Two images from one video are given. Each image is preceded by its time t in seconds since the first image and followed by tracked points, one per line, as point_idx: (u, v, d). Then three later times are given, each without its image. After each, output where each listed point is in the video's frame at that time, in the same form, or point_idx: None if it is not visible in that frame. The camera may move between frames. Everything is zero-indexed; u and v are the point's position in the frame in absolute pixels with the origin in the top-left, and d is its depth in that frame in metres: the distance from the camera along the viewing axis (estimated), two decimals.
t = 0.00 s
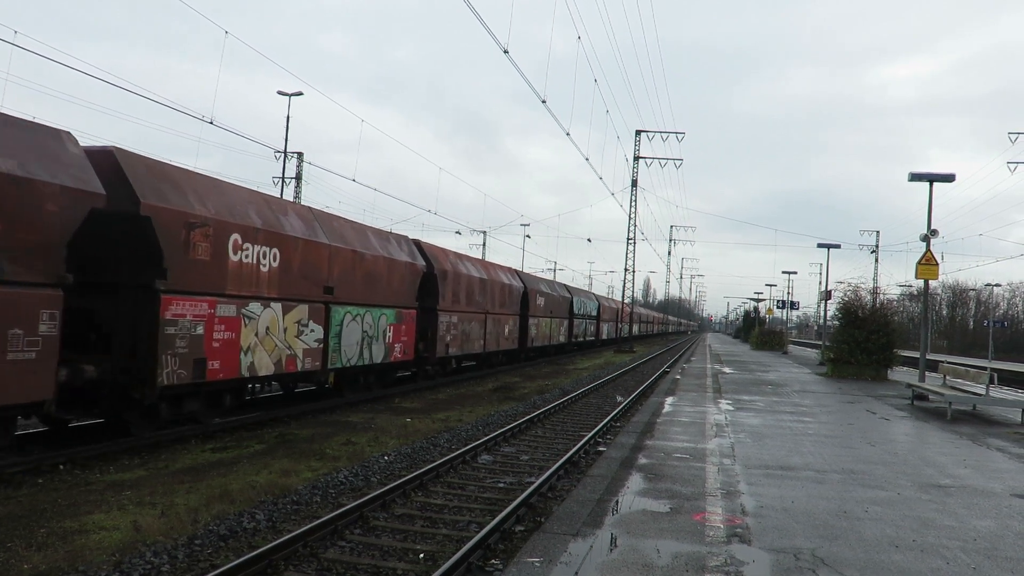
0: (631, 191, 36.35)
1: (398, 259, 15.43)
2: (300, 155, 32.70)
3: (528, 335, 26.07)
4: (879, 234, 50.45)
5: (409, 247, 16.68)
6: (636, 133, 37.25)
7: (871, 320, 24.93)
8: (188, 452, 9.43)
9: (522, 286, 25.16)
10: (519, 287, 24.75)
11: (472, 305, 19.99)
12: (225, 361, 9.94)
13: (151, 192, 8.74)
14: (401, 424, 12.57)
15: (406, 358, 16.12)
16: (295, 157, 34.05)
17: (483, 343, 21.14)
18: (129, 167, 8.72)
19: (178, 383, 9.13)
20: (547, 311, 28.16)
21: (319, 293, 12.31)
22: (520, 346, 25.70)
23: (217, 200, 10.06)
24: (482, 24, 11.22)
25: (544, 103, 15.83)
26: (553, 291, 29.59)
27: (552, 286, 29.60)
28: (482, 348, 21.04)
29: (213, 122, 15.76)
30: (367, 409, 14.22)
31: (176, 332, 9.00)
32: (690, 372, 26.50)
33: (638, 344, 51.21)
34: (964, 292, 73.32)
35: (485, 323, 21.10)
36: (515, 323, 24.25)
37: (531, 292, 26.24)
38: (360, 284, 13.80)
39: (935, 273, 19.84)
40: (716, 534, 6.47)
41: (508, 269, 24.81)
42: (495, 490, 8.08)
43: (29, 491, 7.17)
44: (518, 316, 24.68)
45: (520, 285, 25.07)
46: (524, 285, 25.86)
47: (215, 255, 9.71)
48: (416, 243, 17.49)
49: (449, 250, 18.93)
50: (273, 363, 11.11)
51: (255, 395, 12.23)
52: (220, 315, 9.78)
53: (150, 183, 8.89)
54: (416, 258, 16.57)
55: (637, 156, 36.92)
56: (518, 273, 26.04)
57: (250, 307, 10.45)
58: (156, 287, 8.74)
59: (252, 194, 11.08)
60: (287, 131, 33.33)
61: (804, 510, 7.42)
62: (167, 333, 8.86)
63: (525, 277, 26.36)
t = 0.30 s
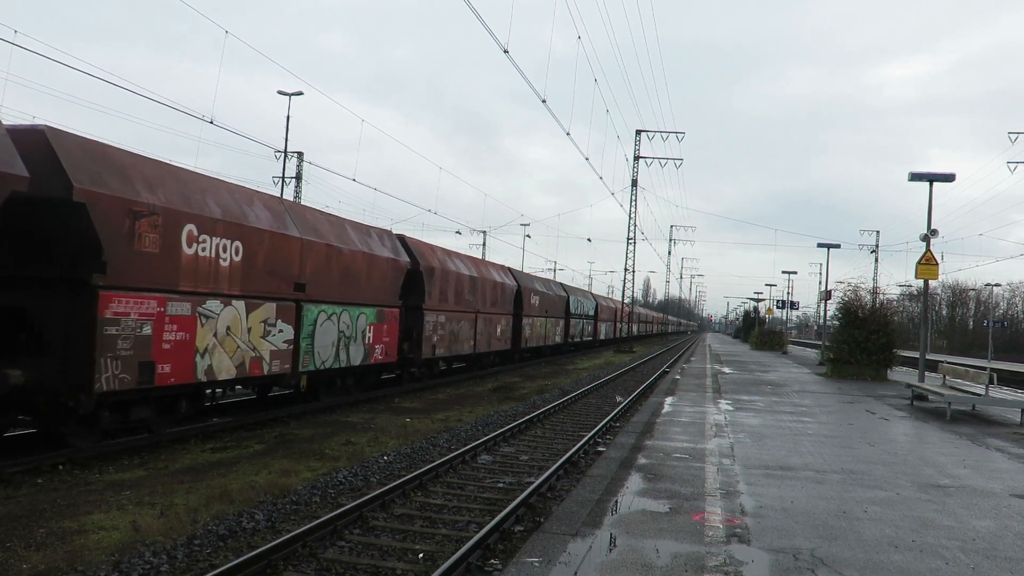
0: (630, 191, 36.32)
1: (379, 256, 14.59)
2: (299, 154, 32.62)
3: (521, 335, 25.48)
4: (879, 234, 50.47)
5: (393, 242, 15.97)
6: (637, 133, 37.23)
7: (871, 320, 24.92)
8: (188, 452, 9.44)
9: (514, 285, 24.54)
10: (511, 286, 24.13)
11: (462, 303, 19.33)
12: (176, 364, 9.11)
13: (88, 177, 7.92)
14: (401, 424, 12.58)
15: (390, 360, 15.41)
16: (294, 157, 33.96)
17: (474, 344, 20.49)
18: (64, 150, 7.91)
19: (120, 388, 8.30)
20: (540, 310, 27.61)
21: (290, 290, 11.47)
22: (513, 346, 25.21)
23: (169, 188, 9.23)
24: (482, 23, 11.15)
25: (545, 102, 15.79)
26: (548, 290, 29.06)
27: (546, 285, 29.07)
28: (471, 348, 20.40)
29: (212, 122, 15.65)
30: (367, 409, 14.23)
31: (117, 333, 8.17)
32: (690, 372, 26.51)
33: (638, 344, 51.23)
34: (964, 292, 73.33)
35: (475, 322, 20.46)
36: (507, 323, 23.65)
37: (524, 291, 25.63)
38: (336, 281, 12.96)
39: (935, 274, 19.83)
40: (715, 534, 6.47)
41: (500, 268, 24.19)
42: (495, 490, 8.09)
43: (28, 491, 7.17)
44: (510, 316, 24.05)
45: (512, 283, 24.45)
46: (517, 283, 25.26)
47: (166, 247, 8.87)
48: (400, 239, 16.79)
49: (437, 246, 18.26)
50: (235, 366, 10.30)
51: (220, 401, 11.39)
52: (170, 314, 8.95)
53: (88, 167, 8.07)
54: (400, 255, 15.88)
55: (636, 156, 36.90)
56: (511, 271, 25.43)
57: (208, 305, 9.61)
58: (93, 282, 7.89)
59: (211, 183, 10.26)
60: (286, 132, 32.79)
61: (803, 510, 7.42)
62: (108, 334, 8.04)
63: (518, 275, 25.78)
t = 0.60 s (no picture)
0: (630, 191, 36.31)
1: (356, 251, 13.63)
2: (299, 154, 32.63)
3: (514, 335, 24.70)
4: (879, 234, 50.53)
5: (373, 237, 15.01)
6: (636, 134, 37.23)
7: (871, 320, 24.92)
8: (187, 452, 9.44)
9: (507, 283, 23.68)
10: (504, 284, 23.27)
11: (450, 302, 18.39)
12: (119, 369, 8.17)
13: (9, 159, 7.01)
14: (401, 424, 12.59)
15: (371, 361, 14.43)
16: (295, 158, 33.96)
17: (463, 344, 19.58)
18: None
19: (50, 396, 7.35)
20: (534, 310, 26.89)
21: (254, 287, 10.50)
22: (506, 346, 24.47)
23: (110, 173, 8.30)
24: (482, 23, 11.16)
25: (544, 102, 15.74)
26: (542, 289, 28.33)
27: (540, 284, 28.34)
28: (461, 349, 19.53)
29: (212, 121, 15.57)
30: (367, 409, 14.24)
31: (44, 334, 7.21)
32: (690, 372, 26.51)
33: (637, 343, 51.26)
34: (964, 292, 73.36)
35: (464, 322, 19.55)
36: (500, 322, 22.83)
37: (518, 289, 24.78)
38: (309, 278, 11.99)
39: (935, 274, 19.84)
40: (715, 534, 6.48)
41: (492, 265, 23.33)
42: (495, 490, 8.09)
43: (28, 491, 7.17)
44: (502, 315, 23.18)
45: (505, 281, 23.58)
46: (510, 281, 24.41)
47: (105, 239, 7.93)
48: (383, 234, 15.81)
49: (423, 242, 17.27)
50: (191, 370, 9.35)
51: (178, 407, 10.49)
52: (109, 313, 7.98)
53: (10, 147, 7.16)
54: (382, 250, 14.92)
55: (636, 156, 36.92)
56: (504, 269, 24.57)
57: (157, 303, 8.66)
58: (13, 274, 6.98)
59: (162, 169, 9.31)
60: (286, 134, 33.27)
61: (803, 510, 7.42)
62: (30, 335, 7.08)
63: (511, 273, 24.96)
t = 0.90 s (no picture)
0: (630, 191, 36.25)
1: (331, 246, 12.80)
2: (299, 155, 32.62)
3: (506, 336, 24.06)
4: (879, 234, 50.58)
5: (351, 231, 14.18)
6: (637, 133, 37.17)
7: (871, 320, 24.90)
8: (187, 452, 9.44)
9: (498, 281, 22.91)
10: (494, 282, 22.51)
11: (436, 302, 17.62)
12: (48, 373, 7.35)
13: None
14: (400, 424, 12.60)
15: (347, 364, 13.55)
16: (295, 158, 34.00)
17: (451, 345, 18.81)
18: None
19: None
20: (528, 310, 26.31)
21: (212, 283, 9.67)
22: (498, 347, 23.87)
23: (40, 155, 7.48)
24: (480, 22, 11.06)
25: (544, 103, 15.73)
26: (536, 288, 27.73)
27: (533, 283, 27.74)
28: (450, 351, 18.77)
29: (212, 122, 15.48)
30: (366, 409, 14.25)
31: None
32: (690, 372, 26.53)
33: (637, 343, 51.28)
34: (964, 292, 73.38)
35: (452, 322, 18.79)
36: (491, 322, 22.13)
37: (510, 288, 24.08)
38: (277, 275, 11.16)
39: (935, 274, 19.84)
40: (715, 534, 6.48)
41: (483, 262, 22.58)
42: (494, 490, 8.09)
43: (28, 491, 7.17)
44: (493, 315, 22.48)
45: (496, 280, 22.84)
46: (501, 280, 23.70)
47: (29, 228, 7.14)
48: (363, 230, 15.00)
49: (406, 238, 16.42)
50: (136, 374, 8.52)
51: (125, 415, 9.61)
52: (34, 312, 7.15)
53: None
54: (361, 246, 14.10)
55: (636, 156, 36.88)
56: (496, 267, 23.83)
57: (93, 301, 7.84)
58: None
59: (106, 153, 8.50)
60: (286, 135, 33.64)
61: (803, 510, 7.43)
62: None
63: (503, 271, 24.27)
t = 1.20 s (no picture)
0: (630, 191, 36.26)
1: (302, 239, 12.00)
2: (299, 155, 32.63)
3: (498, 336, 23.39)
4: (879, 234, 50.62)
5: (327, 224, 13.41)
6: (637, 134, 37.17)
7: (871, 320, 24.91)
8: (187, 452, 9.45)
9: (488, 279, 22.14)
10: (485, 280, 21.76)
11: (421, 300, 16.87)
12: None
13: None
14: (400, 424, 12.63)
15: (322, 367, 12.72)
16: (295, 158, 34.04)
17: (439, 346, 18.06)
18: None
19: None
20: (520, 309, 25.71)
21: (162, 279, 8.88)
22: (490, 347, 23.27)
23: None
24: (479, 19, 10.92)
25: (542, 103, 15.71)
26: (530, 287, 27.12)
27: (527, 282, 27.11)
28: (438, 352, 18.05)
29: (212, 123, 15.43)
30: (367, 409, 14.28)
31: None
32: (689, 372, 26.56)
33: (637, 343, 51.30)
34: (964, 292, 73.40)
35: (439, 322, 18.02)
36: (482, 321, 21.43)
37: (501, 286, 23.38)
38: (238, 270, 10.36)
39: (935, 274, 19.85)
40: (715, 534, 6.49)
41: (473, 260, 21.80)
42: (494, 490, 8.11)
43: (28, 492, 7.18)
44: (484, 314, 21.74)
45: (486, 278, 22.08)
46: (492, 278, 22.95)
47: None
48: (341, 224, 14.22)
49: (389, 233, 15.68)
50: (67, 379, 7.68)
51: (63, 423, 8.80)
52: None
53: None
54: (337, 241, 13.33)
55: (636, 156, 36.89)
56: (487, 265, 23.08)
57: (14, 297, 7.04)
58: None
59: (36, 135, 7.74)
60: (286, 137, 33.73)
61: (803, 510, 7.44)
62: None
63: (495, 269, 23.57)
